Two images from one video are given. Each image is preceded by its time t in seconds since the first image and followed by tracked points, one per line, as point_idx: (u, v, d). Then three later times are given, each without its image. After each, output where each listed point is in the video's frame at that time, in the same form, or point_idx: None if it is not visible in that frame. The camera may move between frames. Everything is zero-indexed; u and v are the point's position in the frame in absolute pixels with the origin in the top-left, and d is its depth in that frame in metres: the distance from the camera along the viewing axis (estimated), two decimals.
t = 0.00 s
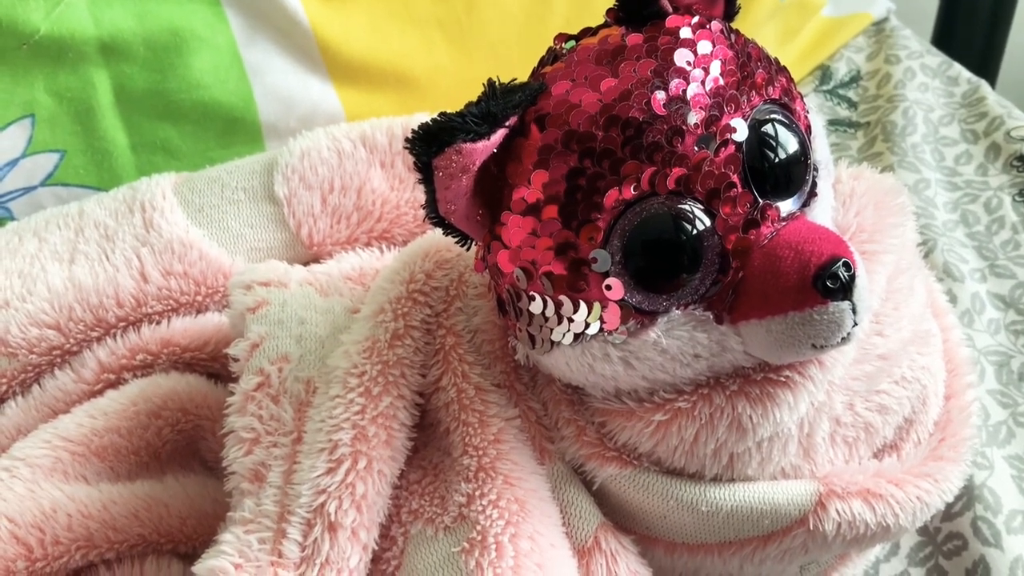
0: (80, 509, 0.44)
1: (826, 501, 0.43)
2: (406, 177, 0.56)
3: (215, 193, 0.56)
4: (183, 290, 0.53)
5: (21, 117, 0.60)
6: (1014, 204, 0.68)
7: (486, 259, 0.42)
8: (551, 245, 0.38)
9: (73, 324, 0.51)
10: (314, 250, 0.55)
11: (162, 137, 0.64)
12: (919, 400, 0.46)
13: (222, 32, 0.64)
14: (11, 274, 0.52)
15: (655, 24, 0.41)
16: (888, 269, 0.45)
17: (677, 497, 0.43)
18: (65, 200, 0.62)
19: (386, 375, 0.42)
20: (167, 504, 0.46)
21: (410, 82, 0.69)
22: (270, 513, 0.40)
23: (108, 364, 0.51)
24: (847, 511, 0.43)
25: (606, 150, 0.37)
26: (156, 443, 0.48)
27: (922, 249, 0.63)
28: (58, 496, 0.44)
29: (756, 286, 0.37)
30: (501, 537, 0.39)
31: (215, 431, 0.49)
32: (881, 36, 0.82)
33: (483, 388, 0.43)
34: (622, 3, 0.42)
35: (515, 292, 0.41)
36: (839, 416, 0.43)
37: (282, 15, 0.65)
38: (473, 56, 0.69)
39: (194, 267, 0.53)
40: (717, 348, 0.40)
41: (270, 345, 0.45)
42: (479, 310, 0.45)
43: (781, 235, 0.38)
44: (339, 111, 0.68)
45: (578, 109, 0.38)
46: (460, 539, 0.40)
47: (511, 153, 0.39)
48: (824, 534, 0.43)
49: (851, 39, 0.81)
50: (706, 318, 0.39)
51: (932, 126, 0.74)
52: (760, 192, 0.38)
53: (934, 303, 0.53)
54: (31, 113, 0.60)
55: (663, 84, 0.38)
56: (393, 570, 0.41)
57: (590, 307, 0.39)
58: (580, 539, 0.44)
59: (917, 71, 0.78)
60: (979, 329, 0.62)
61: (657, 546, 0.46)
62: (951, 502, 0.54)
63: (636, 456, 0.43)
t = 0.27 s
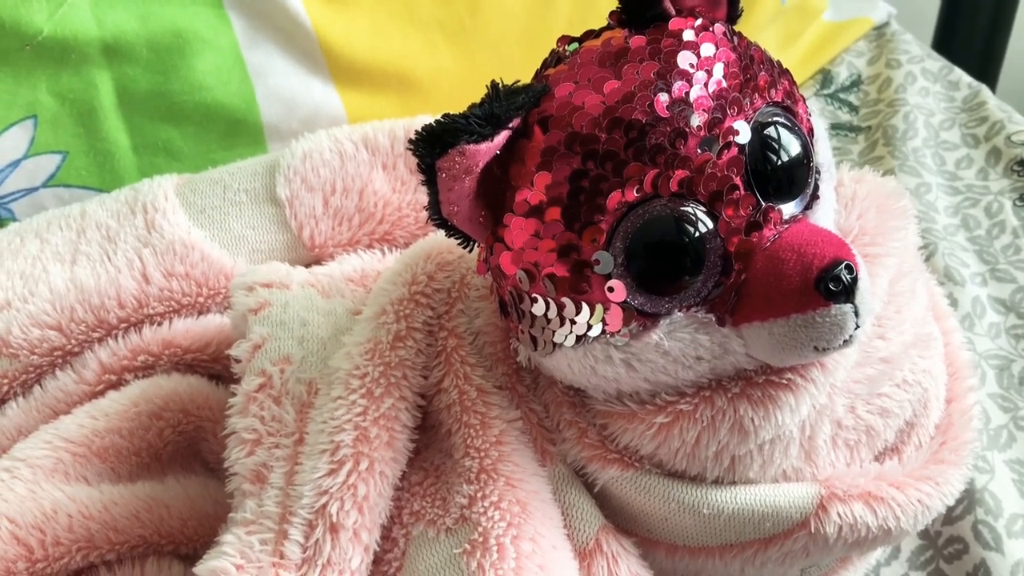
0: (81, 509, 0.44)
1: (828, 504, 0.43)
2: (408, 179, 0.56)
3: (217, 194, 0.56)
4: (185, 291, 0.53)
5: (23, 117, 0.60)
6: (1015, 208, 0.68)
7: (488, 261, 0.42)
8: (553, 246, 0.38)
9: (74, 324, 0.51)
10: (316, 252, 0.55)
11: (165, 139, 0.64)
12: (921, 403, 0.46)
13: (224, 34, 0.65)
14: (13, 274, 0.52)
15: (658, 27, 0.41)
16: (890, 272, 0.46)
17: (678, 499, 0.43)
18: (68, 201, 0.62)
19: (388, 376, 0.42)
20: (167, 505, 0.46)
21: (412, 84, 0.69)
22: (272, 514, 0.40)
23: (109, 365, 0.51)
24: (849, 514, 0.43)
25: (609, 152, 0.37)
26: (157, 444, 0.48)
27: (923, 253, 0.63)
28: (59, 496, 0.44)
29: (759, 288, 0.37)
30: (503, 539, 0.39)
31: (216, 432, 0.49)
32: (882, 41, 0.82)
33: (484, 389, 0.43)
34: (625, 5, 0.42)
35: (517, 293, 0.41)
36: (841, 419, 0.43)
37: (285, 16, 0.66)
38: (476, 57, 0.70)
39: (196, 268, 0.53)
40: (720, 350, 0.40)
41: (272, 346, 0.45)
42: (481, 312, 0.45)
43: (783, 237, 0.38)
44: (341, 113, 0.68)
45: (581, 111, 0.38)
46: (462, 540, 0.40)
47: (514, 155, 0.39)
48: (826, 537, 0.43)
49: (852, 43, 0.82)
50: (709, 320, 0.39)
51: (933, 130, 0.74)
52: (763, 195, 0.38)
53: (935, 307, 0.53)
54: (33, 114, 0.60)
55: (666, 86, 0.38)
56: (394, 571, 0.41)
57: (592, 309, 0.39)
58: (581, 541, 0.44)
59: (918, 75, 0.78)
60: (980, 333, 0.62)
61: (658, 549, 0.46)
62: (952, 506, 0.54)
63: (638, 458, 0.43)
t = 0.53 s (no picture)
0: (84, 516, 0.44)
1: (828, 515, 0.43)
2: (412, 192, 0.56)
3: (222, 205, 0.57)
4: (189, 300, 0.53)
5: (30, 128, 0.60)
6: (1013, 227, 0.69)
7: (493, 271, 0.42)
8: (558, 257, 0.39)
9: (79, 332, 0.52)
10: (320, 263, 0.55)
11: (170, 150, 0.64)
12: (920, 417, 0.46)
13: (231, 47, 0.65)
14: (19, 282, 0.53)
15: (662, 42, 0.41)
16: (890, 286, 0.46)
17: (680, 510, 0.43)
18: (72, 211, 0.62)
19: (392, 385, 0.42)
20: (170, 513, 0.46)
21: (415, 98, 0.69)
22: (276, 520, 0.40)
23: (113, 373, 0.51)
24: (849, 525, 0.43)
25: (613, 163, 0.38)
26: (160, 452, 0.49)
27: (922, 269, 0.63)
28: (62, 503, 0.44)
29: (761, 300, 0.38)
30: (506, 546, 0.39)
31: (219, 441, 0.49)
32: (881, 61, 0.83)
33: (488, 399, 0.43)
34: (629, 21, 0.43)
35: (521, 303, 0.41)
36: (841, 432, 0.43)
37: (290, 30, 0.66)
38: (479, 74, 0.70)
39: (200, 277, 0.53)
40: (722, 361, 0.40)
41: (277, 354, 0.45)
42: (485, 322, 0.45)
43: (785, 250, 0.39)
44: (345, 126, 0.68)
45: (586, 123, 0.39)
46: (465, 548, 0.40)
47: (520, 166, 0.40)
48: (826, 548, 0.44)
49: (851, 63, 0.82)
50: (711, 331, 0.39)
51: (931, 148, 0.75)
52: (765, 208, 0.39)
53: (934, 322, 0.53)
54: (40, 124, 0.61)
55: (670, 100, 0.38)
56: None
57: (596, 319, 0.39)
58: (583, 550, 0.44)
59: (917, 94, 0.78)
60: (978, 349, 0.62)
61: (659, 559, 0.46)
62: (951, 520, 0.54)
63: (640, 468, 0.43)
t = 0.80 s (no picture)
0: (98, 512, 0.44)
1: (835, 519, 0.44)
2: (423, 197, 0.57)
3: (236, 208, 0.57)
4: (202, 301, 0.54)
5: (46, 130, 0.61)
6: (1016, 239, 0.69)
7: (506, 272, 0.43)
8: (570, 258, 0.39)
9: (93, 332, 0.52)
10: (332, 266, 0.56)
11: (184, 154, 0.65)
12: (926, 423, 0.47)
13: (245, 53, 0.66)
14: (34, 282, 0.53)
15: (675, 49, 0.42)
16: (897, 292, 0.47)
17: (688, 512, 0.43)
18: (86, 213, 0.63)
19: (404, 385, 0.43)
20: (182, 510, 0.46)
21: (426, 105, 0.70)
22: (289, 517, 0.40)
23: (126, 373, 0.51)
24: (855, 529, 0.44)
25: (626, 167, 0.39)
26: (172, 451, 0.49)
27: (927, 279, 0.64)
28: (76, 499, 0.45)
29: (771, 303, 0.38)
30: (517, 544, 0.40)
31: (231, 440, 0.50)
32: (886, 74, 0.83)
33: (499, 399, 0.44)
34: (643, 29, 0.43)
35: (534, 305, 0.42)
36: (848, 436, 0.44)
37: (304, 37, 0.67)
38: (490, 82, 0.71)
39: (213, 279, 0.54)
40: (731, 363, 0.40)
41: (291, 353, 0.46)
42: (496, 324, 0.45)
43: (795, 254, 0.39)
44: (357, 133, 0.69)
45: (600, 127, 0.39)
46: (476, 546, 0.41)
47: (534, 169, 0.40)
48: (833, 552, 0.44)
49: (856, 76, 0.83)
50: (721, 334, 0.40)
51: (936, 161, 0.75)
52: (775, 212, 0.39)
53: (940, 331, 0.54)
54: (56, 127, 0.61)
55: (683, 105, 0.39)
56: None
57: (608, 320, 0.39)
58: (592, 551, 0.44)
59: (921, 108, 0.79)
60: (982, 359, 0.62)
61: (667, 562, 0.46)
62: (955, 527, 0.54)
63: (649, 470, 0.44)
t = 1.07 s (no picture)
0: (102, 508, 0.44)
1: (842, 515, 0.43)
2: (428, 191, 0.56)
3: (240, 202, 0.57)
4: (207, 295, 0.54)
5: (50, 124, 0.61)
6: None
7: (509, 268, 0.42)
8: (574, 254, 0.39)
9: (98, 326, 0.52)
10: (336, 260, 0.55)
11: (188, 147, 0.65)
12: (934, 418, 0.46)
13: (249, 46, 0.66)
14: (39, 277, 0.53)
15: (680, 41, 0.42)
16: (905, 286, 0.46)
17: (693, 508, 0.43)
18: (91, 207, 0.63)
19: (408, 381, 0.43)
20: (187, 506, 0.46)
21: (432, 97, 0.69)
22: (293, 513, 0.40)
23: (131, 367, 0.51)
24: (863, 525, 0.43)
25: (630, 161, 0.38)
26: (177, 446, 0.49)
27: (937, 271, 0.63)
28: (81, 494, 0.45)
29: (776, 298, 0.38)
30: (520, 541, 0.40)
31: (235, 435, 0.50)
32: (896, 63, 0.83)
33: (503, 395, 0.43)
34: (648, 21, 0.43)
35: (538, 300, 0.41)
36: (856, 431, 0.44)
37: (309, 28, 0.67)
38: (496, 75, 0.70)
39: (218, 273, 0.54)
40: (737, 359, 0.40)
41: (294, 349, 0.45)
42: (500, 319, 0.45)
43: (801, 249, 0.39)
44: (362, 125, 0.69)
45: (604, 121, 0.39)
46: (479, 543, 0.41)
47: (537, 164, 0.40)
48: (839, 548, 0.44)
49: (866, 65, 0.82)
50: (726, 329, 0.39)
51: (947, 151, 0.75)
52: (781, 207, 0.39)
53: (949, 324, 0.53)
54: (60, 121, 0.61)
55: (687, 98, 0.39)
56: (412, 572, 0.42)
57: (611, 316, 0.39)
58: (597, 547, 0.44)
59: (932, 97, 0.78)
60: (992, 352, 0.62)
61: (672, 558, 0.46)
62: (964, 522, 0.54)
63: (654, 465, 0.43)
